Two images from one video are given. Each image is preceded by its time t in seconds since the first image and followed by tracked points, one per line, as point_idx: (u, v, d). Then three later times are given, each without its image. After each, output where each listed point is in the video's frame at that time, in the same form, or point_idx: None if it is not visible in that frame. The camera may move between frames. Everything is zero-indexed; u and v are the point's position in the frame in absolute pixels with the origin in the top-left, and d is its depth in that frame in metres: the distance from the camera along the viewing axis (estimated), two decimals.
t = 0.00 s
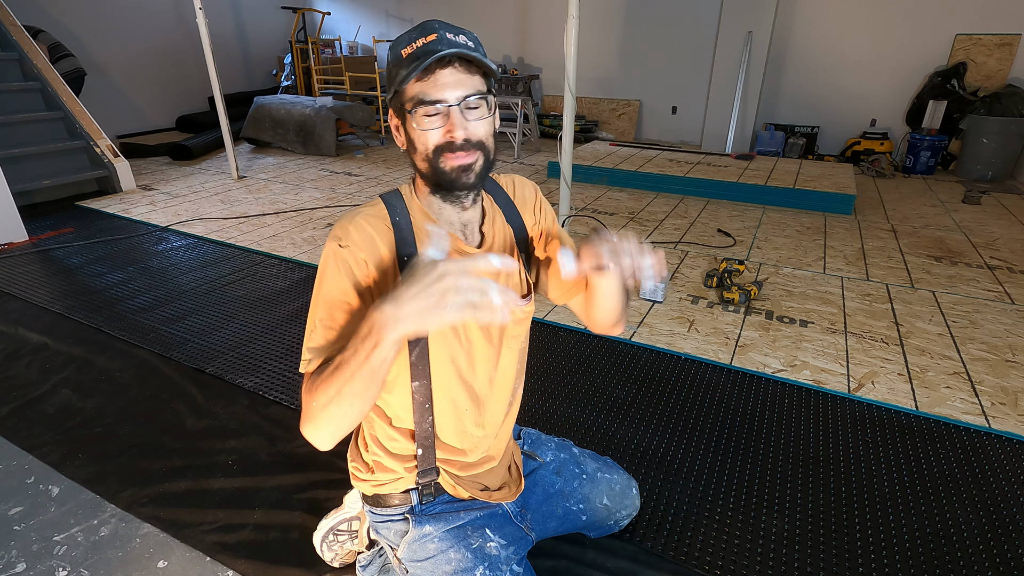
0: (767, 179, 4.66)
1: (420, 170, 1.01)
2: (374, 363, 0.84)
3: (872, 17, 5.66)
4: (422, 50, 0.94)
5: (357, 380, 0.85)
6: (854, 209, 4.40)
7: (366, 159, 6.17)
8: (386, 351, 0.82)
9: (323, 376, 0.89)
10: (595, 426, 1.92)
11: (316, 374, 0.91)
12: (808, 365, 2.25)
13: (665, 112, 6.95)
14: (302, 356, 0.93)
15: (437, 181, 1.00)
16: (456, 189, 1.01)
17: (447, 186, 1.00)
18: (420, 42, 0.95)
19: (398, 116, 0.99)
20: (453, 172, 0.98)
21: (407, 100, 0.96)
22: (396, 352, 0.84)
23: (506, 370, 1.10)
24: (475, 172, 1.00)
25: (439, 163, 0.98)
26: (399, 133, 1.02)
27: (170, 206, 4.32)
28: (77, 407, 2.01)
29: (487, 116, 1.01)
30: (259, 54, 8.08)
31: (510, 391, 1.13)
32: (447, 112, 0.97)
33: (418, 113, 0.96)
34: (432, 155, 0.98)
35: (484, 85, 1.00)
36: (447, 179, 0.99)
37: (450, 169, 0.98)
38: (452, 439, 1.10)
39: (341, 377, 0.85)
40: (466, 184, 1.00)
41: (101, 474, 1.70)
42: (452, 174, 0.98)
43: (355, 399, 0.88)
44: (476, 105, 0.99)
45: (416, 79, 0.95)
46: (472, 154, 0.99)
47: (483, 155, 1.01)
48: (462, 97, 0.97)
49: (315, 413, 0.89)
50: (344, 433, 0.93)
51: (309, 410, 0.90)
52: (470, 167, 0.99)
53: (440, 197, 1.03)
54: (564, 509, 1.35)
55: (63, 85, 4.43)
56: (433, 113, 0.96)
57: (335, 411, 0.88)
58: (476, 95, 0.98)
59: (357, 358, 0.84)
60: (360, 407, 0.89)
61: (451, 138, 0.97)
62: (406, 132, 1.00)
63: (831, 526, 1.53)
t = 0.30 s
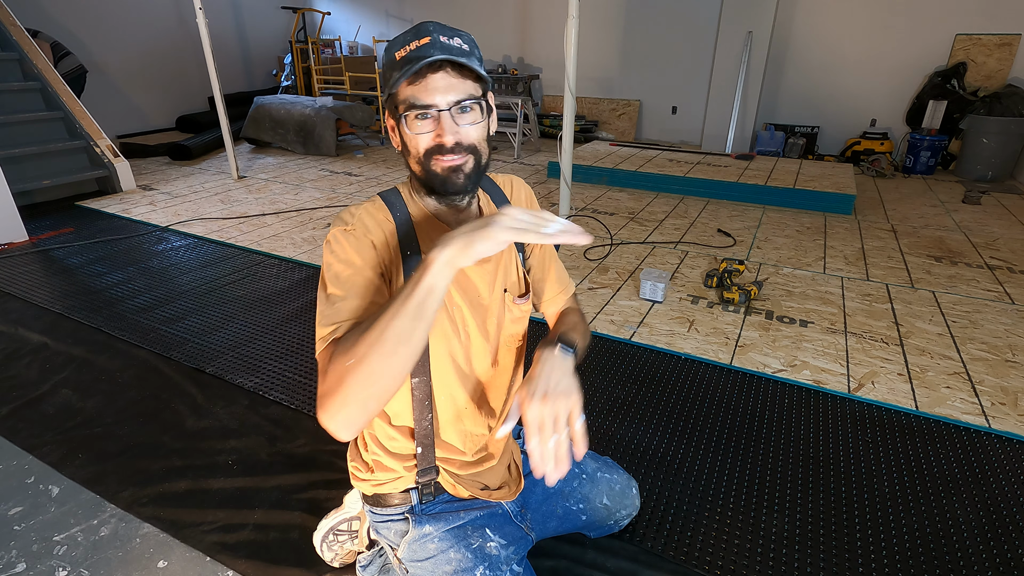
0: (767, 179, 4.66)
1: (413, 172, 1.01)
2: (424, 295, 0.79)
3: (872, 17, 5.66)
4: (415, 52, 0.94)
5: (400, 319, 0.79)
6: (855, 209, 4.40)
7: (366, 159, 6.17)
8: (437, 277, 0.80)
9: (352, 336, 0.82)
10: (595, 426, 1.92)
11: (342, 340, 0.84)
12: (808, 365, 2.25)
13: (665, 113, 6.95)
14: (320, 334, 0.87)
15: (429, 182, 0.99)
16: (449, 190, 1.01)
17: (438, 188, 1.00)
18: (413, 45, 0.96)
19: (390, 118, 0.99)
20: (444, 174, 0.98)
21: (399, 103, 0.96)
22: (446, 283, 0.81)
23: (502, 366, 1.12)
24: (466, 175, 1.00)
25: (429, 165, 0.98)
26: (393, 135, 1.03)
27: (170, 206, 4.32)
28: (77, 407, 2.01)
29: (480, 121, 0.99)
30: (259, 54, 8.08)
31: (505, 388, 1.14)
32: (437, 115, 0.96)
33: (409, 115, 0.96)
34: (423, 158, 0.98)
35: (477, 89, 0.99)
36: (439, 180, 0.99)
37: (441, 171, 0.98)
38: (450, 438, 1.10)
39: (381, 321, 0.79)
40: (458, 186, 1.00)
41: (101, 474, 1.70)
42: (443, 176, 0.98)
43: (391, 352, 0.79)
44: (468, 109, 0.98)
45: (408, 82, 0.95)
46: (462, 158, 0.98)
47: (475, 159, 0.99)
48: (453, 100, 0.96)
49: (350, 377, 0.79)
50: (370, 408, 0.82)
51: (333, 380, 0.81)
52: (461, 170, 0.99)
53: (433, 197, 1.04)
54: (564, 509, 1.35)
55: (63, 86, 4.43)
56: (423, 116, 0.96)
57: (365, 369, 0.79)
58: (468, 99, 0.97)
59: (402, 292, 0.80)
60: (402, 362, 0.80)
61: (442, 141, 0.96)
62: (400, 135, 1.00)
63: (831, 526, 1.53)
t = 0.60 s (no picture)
0: (767, 179, 4.66)
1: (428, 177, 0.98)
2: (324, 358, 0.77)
3: (872, 17, 5.66)
4: (441, 61, 0.91)
5: (315, 375, 0.79)
6: (854, 209, 4.40)
7: (366, 159, 6.17)
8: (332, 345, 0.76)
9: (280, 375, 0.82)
10: (595, 426, 1.92)
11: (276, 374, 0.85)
12: (808, 365, 2.25)
13: (665, 112, 6.95)
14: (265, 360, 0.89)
15: (444, 195, 0.97)
16: (462, 204, 0.99)
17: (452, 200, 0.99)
18: (440, 52, 0.92)
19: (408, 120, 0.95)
20: (460, 192, 0.96)
21: (419, 111, 0.93)
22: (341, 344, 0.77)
23: (510, 369, 1.11)
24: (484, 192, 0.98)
25: (446, 177, 0.95)
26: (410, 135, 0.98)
27: (170, 206, 4.32)
28: (77, 407, 2.01)
29: (500, 136, 0.98)
30: (259, 54, 8.08)
31: (511, 391, 1.14)
32: (460, 128, 0.93)
33: (430, 125, 0.92)
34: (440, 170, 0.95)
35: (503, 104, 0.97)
36: (454, 195, 0.97)
37: (458, 188, 0.96)
38: (453, 440, 1.10)
39: (298, 377, 0.79)
40: (472, 203, 0.98)
41: (101, 474, 1.70)
42: (460, 193, 0.96)
43: (319, 394, 0.82)
44: (491, 123, 0.95)
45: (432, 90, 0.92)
46: (480, 174, 0.96)
47: (492, 173, 0.97)
48: (477, 114, 0.94)
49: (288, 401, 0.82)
50: (315, 428, 0.88)
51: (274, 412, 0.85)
52: (479, 186, 0.96)
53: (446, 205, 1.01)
54: (564, 509, 1.35)
55: (63, 85, 4.43)
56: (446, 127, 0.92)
57: (301, 407, 0.83)
58: (492, 113, 0.95)
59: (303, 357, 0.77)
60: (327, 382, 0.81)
61: (463, 155, 0.94)
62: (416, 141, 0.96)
63: (831, 526, 1.53)
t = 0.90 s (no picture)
0: (768, 179, 4.66)
1: (446, 174, 0.97)
2: (414, 398, 0.91)
3: (872, 17, 5.66)
4: (476, 53, 0.94)
5: (393, 407, 0.90)
6: (855, 209, 4.40)
7: (366, 159, 6.17)
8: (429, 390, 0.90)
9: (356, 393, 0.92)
10: (595, 425, 1.92)
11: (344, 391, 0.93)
12: (807, 365, 2.25)
13: (665, 112, 6.95)
14: (319, 372, 0.94)
15: (468, 188, 0.98)
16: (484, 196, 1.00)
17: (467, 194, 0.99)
18: (471, 45, 0.96)
19: (432, 111, 0.94)
20: (490, 180, 0.97)
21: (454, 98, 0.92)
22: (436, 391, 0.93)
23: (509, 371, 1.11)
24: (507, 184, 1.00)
25: (476, 169, 0.96)
26: (424, 129, 0.97)
27: (170, 206, 4.32)
28: (77, 407, 2.01)
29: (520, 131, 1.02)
30: (259, 54, 8.08)
31: (509, 392, 1.14)
32: (494, 118, 0.94)
33: (464, 113, 0.92)
34: (468, 162, 0.95)
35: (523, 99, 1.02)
36: (480, 186, 0.97)
37: (487, 178, 0.97)
38: (452, 439, 1.10)
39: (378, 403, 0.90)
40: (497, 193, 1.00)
41: (101, 475, 1.70)
42: (488, 183, 0.98)
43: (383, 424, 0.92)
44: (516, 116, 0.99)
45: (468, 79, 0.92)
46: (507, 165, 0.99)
47: (512, 168, 1.00)
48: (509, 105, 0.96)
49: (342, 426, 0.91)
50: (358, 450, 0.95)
51: (329, 423, 0.91)
52: (502, 179, 0.99)
53: (454, 201, 1.02)
54: (564, 509, 1.35)
55: (63, 85, 4.43)
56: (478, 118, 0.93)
57: (359, 429, 0.91)
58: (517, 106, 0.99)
59: (398, 392, 0.89)
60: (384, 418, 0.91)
61: (498, 146, 0.95)
62: (440, 130, 0.94)
63: (830, 526, 1.53)
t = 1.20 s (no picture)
0: (768, 179, 4.66)
1: (465, 179, 0.98)
2: (349, 353, 0.82)
3: (872, 17, 5.66)
4: (505, 62, 0.92)
5: (337, 370, 0.84)
6: (855, 209, 4.40)
7: (366, 159, 6.18)
8: (359, 339, 0.81)
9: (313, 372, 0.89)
10: (595, 426, 1.92)
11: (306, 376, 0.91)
12: (808, 365, 2.25)
13: (665, 112, 6.94)
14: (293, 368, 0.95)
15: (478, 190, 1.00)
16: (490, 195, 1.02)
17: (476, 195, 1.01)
18: (499, 54, 0.93)
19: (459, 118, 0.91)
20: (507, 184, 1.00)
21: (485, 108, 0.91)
22: (371, 340, 0.83)
23: (505, 371, 1.10)
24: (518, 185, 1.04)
25: (497, 175, 0.98)
26: (446, 132, 0.94)
27: (170, 206, 4.32)
28: (77, 407, 2.01)
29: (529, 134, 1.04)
30: (259, 54, 8.08)
31: (509, 391, 1.13)
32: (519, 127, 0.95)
33: (493, 123, 0.92)
34: (492, 168, 0.96)
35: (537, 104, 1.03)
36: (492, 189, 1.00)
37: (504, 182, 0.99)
38: (451, 440, 1.11)
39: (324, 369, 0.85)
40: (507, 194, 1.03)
41: (101, 475, 1.70)
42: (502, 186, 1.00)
43: (339, 395, 0.86)
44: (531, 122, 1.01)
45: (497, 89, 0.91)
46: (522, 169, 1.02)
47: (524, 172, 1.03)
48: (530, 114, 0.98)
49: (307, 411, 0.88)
50: (337, 438, 0.91)
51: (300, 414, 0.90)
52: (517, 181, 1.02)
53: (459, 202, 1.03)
54: (564, 509, 1.35)
55: (63, 85, 4.43)
56: (505, 127, 0.93)
57: (323, 409, 0.87)
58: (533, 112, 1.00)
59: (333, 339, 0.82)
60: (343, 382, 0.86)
61: (520, 153, 0.97)
62: (466, 138, 0.93)
63: (830, 526, 1.53)
